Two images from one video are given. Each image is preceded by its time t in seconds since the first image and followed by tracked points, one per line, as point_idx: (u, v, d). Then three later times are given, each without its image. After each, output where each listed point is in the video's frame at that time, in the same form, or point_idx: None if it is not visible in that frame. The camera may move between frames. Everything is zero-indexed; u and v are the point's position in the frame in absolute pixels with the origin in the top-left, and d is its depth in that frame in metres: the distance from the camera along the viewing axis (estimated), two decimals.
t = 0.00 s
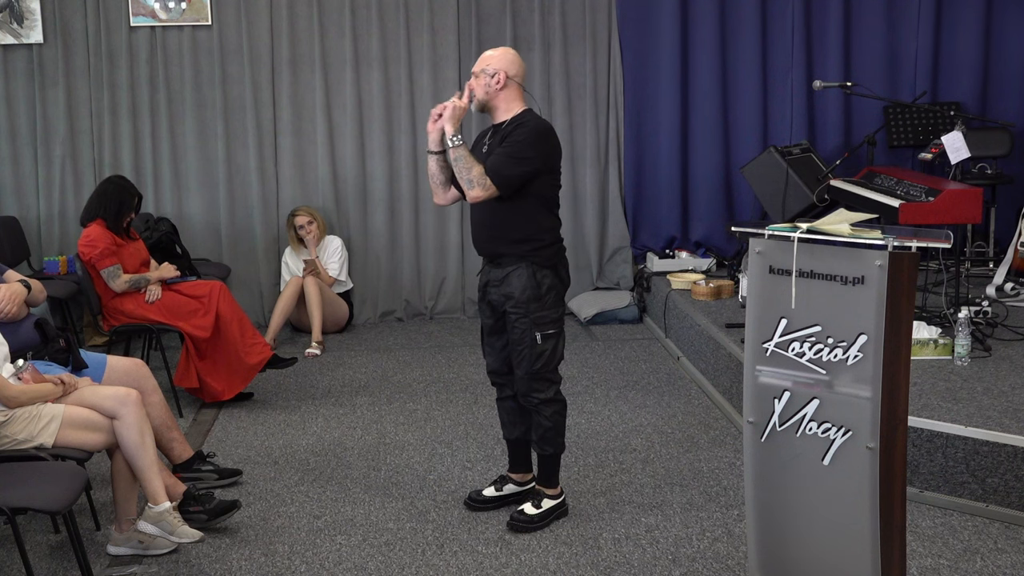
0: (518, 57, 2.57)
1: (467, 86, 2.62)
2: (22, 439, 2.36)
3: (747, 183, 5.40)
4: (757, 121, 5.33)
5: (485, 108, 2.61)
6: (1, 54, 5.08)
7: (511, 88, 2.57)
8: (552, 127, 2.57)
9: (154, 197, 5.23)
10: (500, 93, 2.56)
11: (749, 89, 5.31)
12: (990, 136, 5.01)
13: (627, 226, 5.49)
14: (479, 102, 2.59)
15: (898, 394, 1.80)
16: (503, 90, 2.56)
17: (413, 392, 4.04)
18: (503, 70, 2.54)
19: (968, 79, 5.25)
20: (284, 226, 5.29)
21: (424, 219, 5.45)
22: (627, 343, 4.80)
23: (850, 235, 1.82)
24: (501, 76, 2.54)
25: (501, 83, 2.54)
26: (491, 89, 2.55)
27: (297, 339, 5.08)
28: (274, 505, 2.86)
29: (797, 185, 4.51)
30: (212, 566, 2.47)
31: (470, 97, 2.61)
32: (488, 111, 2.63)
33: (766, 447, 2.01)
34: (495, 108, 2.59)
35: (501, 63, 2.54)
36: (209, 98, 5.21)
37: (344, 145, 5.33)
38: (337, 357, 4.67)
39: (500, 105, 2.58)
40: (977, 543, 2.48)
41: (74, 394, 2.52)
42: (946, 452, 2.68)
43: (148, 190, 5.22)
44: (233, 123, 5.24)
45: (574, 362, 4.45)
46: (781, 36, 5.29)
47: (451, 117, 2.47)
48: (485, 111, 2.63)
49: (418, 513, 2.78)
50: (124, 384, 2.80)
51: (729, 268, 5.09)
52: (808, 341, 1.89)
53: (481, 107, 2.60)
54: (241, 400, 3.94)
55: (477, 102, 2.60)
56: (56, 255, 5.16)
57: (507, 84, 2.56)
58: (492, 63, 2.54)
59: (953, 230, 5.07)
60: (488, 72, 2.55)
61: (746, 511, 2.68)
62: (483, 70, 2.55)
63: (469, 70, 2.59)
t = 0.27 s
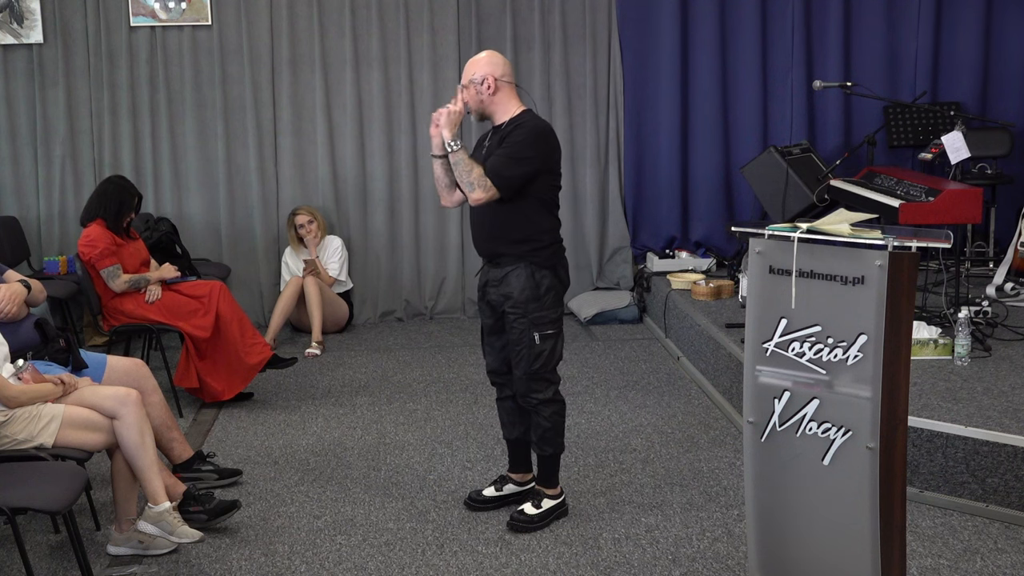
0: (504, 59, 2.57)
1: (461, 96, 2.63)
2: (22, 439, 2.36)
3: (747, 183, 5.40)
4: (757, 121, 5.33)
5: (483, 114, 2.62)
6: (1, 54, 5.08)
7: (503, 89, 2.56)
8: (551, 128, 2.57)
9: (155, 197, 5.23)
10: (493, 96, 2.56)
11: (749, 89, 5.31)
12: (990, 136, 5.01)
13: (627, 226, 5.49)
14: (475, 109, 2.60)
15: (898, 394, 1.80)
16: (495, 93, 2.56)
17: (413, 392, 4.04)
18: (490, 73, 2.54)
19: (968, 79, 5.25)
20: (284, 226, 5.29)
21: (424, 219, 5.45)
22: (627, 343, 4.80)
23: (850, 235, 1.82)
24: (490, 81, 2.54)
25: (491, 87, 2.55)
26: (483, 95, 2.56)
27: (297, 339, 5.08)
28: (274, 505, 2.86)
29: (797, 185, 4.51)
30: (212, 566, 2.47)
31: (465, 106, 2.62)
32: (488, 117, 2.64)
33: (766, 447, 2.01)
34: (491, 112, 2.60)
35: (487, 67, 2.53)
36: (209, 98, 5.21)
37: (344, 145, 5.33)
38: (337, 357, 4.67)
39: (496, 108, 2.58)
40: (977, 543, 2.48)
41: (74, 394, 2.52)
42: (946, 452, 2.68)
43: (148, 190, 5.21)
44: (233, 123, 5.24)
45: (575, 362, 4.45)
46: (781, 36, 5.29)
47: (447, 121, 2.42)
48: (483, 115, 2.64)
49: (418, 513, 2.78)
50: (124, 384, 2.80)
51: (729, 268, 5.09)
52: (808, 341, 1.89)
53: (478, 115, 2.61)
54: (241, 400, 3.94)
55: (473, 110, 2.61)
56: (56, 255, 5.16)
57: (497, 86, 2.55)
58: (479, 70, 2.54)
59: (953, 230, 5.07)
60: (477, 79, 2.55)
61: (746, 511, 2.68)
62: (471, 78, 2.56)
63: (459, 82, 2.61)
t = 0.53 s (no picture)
0: (508, 60, 2.57)
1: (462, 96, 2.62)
2: (22, 439, 2.36)
3: (747, 183, 5.40)
4: (757, 121, 5.33)
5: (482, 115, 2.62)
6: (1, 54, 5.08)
7: (503, 90, 2.57)
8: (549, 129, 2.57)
9: (154, 197, 5.23)
10: (493, 97, 2.57)
11: (749, 89, 5.31)
12: (990, 136, 5.01)
13: (627, 226, 5.49)
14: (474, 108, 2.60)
15: (897, 394, 1.80)
16: (495, 94, 2.56)
17: (413, 392, 4.04)
18: (492, 73, 2.54)
19: (968, 79, 5.25)
20: (284, 226, 5.29)
21: (425, 219, 5.45)
22: (627, 343, 4.80)
23: (849, 235, 1.82)
24: (490, 80, 2.54)
25: (491, 87, 2.55)
26: (483, 94, 2.56)
27: (297, 339, 5.08)
28: (274, 505, 2.86)
29: (797, 185, 4.51)
30: (212, 566, 2.47)
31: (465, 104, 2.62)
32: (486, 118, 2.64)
33: (766, 447, 2.01)
34: (491, 113, 2.60)
35: (488, 67, 2.54)
36: (209, 98, 5.21)
37: (344, 145, 5.33)
38: (337, 357, 4.67)
39: (495, 109, 2.58)
40: (977, 543, 2.47)
41: (74, 394, 2.52)
42: (946, 452, 2.68)
43: (148, 190, 5.21)
44: (233, 123, 5.24)
45: (574, 362, 4.45)
46: (781, 36, 5.29)
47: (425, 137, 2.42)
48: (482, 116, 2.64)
49: (418, 513, 2.78)
50: (124, 384, 2.80)
51: (729, 268, 5.09)
52: (808, 341, 1.89)
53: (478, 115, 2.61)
54: (241, 400, 3.94)
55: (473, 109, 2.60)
56: (56, 255, 5.16)
57: (498, 87, 2.56)
58: (481, 68, 2.54)
59: (953, 230, 5.07)
60: (478, 78, 2.55)
61: (746, 511, 2.68)
62: (473, 77, 2.56)
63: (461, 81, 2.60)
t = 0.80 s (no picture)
0: (513, 62, 2.57)
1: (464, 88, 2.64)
2: (22, 439, 2.36)
3: (747, 183, 5.40)
4: (757, 121, 5.33)
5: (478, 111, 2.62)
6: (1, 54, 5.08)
7: (503, 92, 2.57)
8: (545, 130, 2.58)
9: (154, 197, 5.23)
10: (492, 96, 2.57)
11: (749, 89, 5.31)
12: (990, 136, 5.01)
13: (627, 226, 5.49)
14: (473, 105, 2.61)
15: (898, 394, 1.80)
16: (495, 93, 2.56)
17: (413, 392, 4.04)
18: (496, 73, 2.54)
19: (968, 79, 5.25)
20: (284, 226, 5.29)
21: (425, 219, 5.45)
22: (627, 343, 4.80)
23: (850, 235, 1.82)
24: (493, 80, 2.55)
25: (492, 86, 2.55)
26: (483, 92, 2.57)
27: (297, 339, 5.08)
28: (274, 505, 2.86)
29: (797, 185, 4.51)
30: (212, 566, 2.47)
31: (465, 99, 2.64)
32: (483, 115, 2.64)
33: (766, 447, 2.01)
34: (488, 111, 2.60)
35: (493, 66, 2.54)
36: (208, 98, 5.21)
37: (345, 145, 5.33)
38: (337, 357, 4.67)
39: (492, 107, 2.59)
40: (977, 543, 2.47)
41: (74, 394, 2.52)
42: (946, 452, 2.68)
43: (148, 190, 5.21)
44: (233, 123, 5.24)
45: (574, 362, 4.45)
46: (781, 36, 5.29)
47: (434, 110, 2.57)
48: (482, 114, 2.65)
49: (418, 513, 2.78)
50: (124, 384, 2.80)
51: (729, 268, 5.09)
52: (808, 341, 1.89)
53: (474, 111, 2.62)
54: (241, 400, 3.94)
55: (471, 104, 2.61)
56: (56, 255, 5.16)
57: (499, 88, 2.56)
58: (486, 65, 2.55)
59: (953, 230, 5.07)
60: (481, 75, 2.56)
61: (746, 511, 2.68)
62: (477, 72, 2.57)
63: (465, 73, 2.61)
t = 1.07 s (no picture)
0: (505, 61, 2.57)
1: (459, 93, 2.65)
2: (22, 439, 2.36)
3: (747, 183, 5.40)
4: (757, 121, 5.33)
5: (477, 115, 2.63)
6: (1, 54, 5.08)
7: (500, 93, 2.57)
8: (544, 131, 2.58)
9: (154, 197, 5.23)
10: (489, 99, 2.57)
11: (749, 89, 5.31)
12: (990, 136, 5.01)
13: (627, 226, 5.49)
14: (470, 109, 2.61)
15: (898, 393, 1.80)
16: (491, 95, 2.56)
17: (413, 392, 4.04)
18: (490, 76, 2.54)
19: (968, 79, 5.25)
20: (284, 226, 5.29)
21: (424, 219, 5.45)
22: (627, 343, 4.80)
23: (850, 235, 1.81)
24: (488, 82, 2.54)
25: (488, 88, 2.55)
26: (479, 95, 2.56)
27: (297, 339, 5.08)
28: (274, 505, 2.86)
29: (797, 185, 4.51)
30: (212, 566, 2.47)
31: (462, 104, 2.63)
32: (482, 118, 2.64)
33: (766, 447, 2.01)
34: (486, 113, 2.60)
35: (484, 68, 2.54)
36: (209, 98, 5.21)
37: (344, 145, 5.33)
38: (337, 357, 4.67)
39: (490, 110, 2.58)
40: (977, 543, 2.47)
41: (74, 394, 2.52)
42: (946, 452, 2.68)
43: (148, 190, 5.21)
44: (233, 123, 5.24)
45: (574, 362, 4.45)
46: (781, 36, 5.29)
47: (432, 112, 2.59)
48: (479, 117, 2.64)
49: (418, 513, 2.78)
50: (124, 384, 2.80)
51: (729, 268, 5.09)
52: (808, 341, 1.89)
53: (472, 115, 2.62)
54: (241, 400, 3.94)
55: (468, 108, 2.61)
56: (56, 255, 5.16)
57: (495, 89, 2.56)
58: (478, 69, 2.54)
59: (953, 230, 5.07)
60: (475, 78, 2.56)
61: (746, 511, 2.68)
62: (469, 77, 2.57)
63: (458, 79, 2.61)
